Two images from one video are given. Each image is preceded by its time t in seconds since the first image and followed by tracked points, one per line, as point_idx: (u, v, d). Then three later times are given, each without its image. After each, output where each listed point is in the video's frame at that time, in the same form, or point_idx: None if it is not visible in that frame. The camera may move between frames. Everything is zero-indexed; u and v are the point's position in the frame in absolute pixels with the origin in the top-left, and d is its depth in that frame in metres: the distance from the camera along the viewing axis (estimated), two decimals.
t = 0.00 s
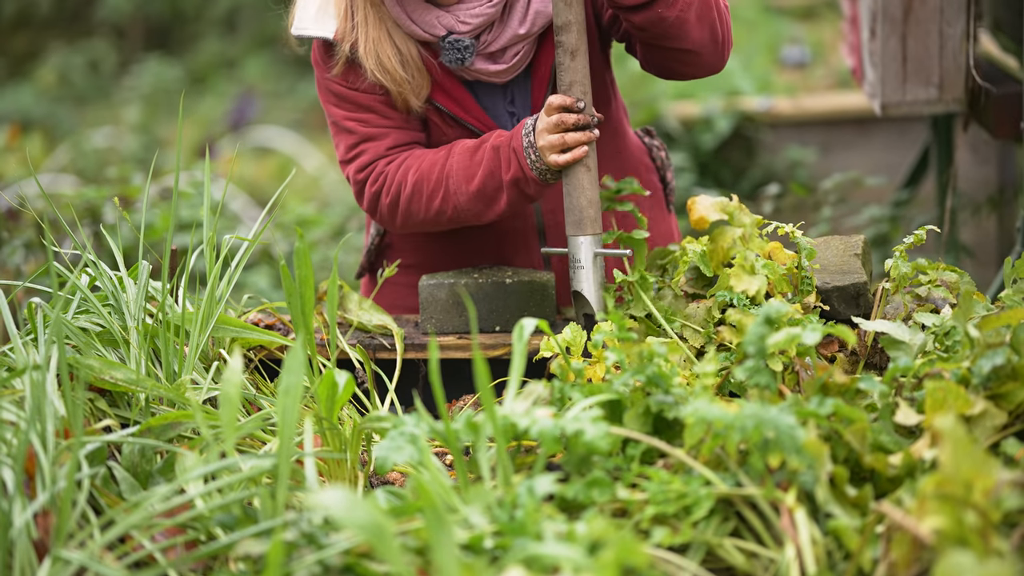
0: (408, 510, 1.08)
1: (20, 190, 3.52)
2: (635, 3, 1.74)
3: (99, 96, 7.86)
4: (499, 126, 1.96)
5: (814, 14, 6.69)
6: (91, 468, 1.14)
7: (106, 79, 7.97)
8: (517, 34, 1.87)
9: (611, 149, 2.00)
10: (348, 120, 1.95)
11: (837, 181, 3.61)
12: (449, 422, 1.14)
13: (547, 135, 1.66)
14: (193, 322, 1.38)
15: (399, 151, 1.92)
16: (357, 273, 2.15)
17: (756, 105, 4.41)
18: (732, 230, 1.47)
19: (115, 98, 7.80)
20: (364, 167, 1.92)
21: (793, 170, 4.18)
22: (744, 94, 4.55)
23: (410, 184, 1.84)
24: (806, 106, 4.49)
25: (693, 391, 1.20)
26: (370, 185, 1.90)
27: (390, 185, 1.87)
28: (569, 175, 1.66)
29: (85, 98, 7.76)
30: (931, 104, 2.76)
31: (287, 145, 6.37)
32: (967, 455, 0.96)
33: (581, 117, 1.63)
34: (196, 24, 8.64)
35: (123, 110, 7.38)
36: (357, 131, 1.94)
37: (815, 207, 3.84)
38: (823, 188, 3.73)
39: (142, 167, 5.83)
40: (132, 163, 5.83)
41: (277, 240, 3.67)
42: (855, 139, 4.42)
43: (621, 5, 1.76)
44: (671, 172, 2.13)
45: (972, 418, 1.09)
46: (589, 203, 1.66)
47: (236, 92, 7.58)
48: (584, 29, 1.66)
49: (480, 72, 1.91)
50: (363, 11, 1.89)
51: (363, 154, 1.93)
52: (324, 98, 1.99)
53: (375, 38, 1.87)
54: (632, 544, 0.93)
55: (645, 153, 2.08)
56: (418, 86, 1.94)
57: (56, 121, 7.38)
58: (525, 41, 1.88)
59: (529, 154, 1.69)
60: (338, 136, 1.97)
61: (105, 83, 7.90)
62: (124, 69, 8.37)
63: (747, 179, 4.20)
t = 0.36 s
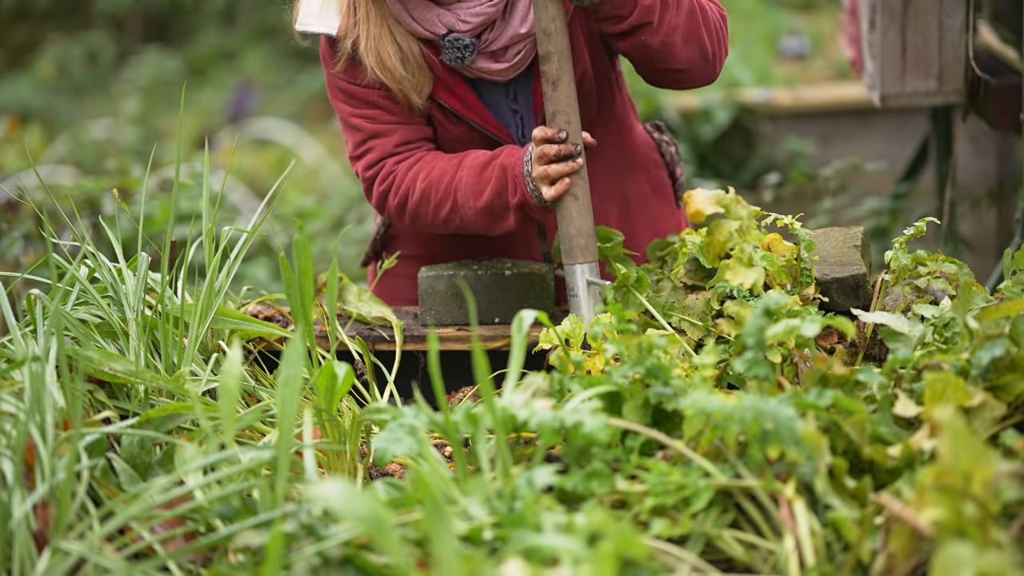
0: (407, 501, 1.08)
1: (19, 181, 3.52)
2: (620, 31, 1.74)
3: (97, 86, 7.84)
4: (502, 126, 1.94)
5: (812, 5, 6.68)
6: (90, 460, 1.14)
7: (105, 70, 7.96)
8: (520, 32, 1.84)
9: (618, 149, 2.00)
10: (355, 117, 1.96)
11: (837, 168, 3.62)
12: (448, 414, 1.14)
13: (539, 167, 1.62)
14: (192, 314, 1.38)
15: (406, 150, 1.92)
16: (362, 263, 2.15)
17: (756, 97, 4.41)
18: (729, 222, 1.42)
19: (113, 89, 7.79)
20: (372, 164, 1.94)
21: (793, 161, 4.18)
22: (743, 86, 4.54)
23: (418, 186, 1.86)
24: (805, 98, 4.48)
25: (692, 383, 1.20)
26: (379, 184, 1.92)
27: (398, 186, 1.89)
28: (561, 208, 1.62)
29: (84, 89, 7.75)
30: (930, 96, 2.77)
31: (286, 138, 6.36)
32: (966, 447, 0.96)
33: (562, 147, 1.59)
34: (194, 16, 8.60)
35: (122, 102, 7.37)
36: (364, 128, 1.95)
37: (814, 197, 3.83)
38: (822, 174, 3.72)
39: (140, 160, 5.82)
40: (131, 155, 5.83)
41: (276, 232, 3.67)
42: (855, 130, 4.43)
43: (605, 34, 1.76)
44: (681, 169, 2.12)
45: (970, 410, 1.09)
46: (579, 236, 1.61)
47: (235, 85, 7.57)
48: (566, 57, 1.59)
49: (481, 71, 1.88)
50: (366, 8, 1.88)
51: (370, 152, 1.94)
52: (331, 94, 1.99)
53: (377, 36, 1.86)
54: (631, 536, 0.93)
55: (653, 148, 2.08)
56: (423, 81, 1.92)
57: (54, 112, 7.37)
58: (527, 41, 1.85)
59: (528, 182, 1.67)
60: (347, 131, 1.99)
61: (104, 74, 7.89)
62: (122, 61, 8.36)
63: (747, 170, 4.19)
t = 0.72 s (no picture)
0: (407, 493, 1.08)
1: (18, 173, 3.52)
2: (636, 93, 1.71)
3: (97, 77, 7.83)
4: (504, 126, 1.90)
5: None
6: (90, 452, 1.14)
7: (104, 61, 7.95)
8: (529, 39, 1.77)
9: (626, 155, 1.99)
10: (359, 105, 1.92)
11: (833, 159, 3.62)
12: (448, 405, 1.14)
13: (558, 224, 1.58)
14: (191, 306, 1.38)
15: (411, 146, 1.89)
16: (363, 255, 2.15)
17: (755, 89, 4.40)
18: (729, 215, 1.38)
19: (112, 80, 7.78)
20: (376, 155, 1.91)
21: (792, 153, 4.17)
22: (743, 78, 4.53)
23: (423, 189, 1.83)
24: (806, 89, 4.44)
25: (692, 374, 1.20)
26: (381, 178, 1.89)
27: (402, 184, 1.86)
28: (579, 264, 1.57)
29: (83, 81, 7.75)
30: (930, 88, 2.77)
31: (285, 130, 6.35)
32: (965, 438, 0.96)
33: (587, 207, 1.55)
34: (193, 8, 8.59)
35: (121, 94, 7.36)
36: (368, 116, 1.92)
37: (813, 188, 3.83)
38: (818, 166, 3.74)
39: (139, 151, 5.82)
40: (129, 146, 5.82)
41: (275, 223, 3.68)
42: (854, 122, 4.38)
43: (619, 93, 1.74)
44: (685, 170, 2.11)
45: (970, 401, 1.09)
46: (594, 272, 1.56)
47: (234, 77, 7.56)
48: (591, 114, 1.56)
49: (488, 73, 1.82)
50: None
51: (374, 142, 1.91)
52: (338, 80, 1.96)
53: (385, 27, 1.81)
54: (630, 528, 0.93)
55: (659, 151, 2.07)
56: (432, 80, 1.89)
57: (53, 103, 7.37)
58: (536, 48, 1.78)
59: (543, 234, 1.63)
60: (351, 119, 1.96)
61: (103, 65, 7.88)
62: (122, 52, 8.35)
63: (746, 162, 4.17)
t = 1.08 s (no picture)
0: (399, 484, 1.08)
1: (9, 164, 3.51)
2: (642, 92, 1.77)
3: (88, 66, 7.77)
4: (499, 101, 1.90)
5: None
6: (82, 443, 1.14)
7: (95, 51, 7.90)
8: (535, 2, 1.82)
9: (617, 142, 1.99)
10: (336, 70, 1.86)
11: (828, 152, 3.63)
12: (441, 396, 1.14)
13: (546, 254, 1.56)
14: (183, 297, 1.39)
15: (383, 119, 1.83)
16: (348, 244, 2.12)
17: (747, 79, 4.40)
18: (721, 205, 1.48)
19: (103, 70, 7.73)
20: (344, 122, 1.84)
21: (785, 143, 4.18)
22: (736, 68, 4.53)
23: (389, 163, 1.77)
24: (797, 80, 4.51)
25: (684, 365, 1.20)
26: (345, 146, 1.83)
27: (366, 155, 1.80)
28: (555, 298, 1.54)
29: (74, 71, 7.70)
30: (922, 78, 2.77)
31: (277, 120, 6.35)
32: (956, 428, 0.96)
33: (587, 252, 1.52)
34: None
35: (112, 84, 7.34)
36: (344, 82, 1.85)
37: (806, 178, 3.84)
38: (813, 161, 3.75)
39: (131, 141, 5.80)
40: (121, 136, 5.80)
41: (267, 213, 3.67)
42: (846, 112, 4.44)
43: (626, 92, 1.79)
44: (670, 160, 2.13)
45: (961, 391, 1.09)
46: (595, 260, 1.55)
47: (227, 67, 7.54)
48: (601, 124, 1.56)
49: (489, 37, 1.85)
50: None
51: (345, 109, 1.84)
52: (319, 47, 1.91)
53: None
54: (623, 518, 0.93)
55: (645, 141, 2.08)
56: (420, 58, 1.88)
57: (43, 93, 7.33)
58: (538, 10, 1.83)
59: (512, 255, 1.61)
60: (325, 85, 1.89)
61: (94, 54, 7.82)
62: (112, 40, 8.29)
63: (737, 153, 4.10)
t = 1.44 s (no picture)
0: (387, 475, 1.08)
1: None
2: (644, 89, 1.76)
3: (72, 57, 7.70)
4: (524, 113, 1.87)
5: None
6: (68, 435, 1.13)
7: (80, 42, 7.83)
8: (564, 5, 1.71)
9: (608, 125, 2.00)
10: (389, 89, 1.66)
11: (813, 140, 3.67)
12: (428, 387, 1.14)
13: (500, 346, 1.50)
14: (170, 289, 1.38)
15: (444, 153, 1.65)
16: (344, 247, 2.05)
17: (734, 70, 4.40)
18: (709, 197, 1.50)
19: (88, 62, 7.68)
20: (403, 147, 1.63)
21: (771, 134, 4.19)
22: (723, 60, 4.54)
23: (457, 203, 1.59)
24: (783, 70, 4.50)
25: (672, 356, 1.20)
26: (403, 173, 1.62)
27: (429, 188, 1.61)
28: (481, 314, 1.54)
29: (59, 62, 7.63)
30: (908, 69, 2.78)
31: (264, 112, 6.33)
32: (943, 418, 0.96)
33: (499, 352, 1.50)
34: None
35: (98, 76, 7.31)
36: (400, 103, 1.65)
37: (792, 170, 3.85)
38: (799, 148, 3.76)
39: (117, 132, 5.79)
40: (107, 128, 5.77)
41: (254, 205, 3.67)
42: (832, 102, 4.46)
43: (628, 89, 1.77)
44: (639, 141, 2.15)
45: (948, 381, 1.09)
46: (596, 246, 1.54)
47: (214, 59, 7.52)
48: (611, 115, 1.55)
49: (522, 49, 1.73)
50: None
51: (404, 131, 1.64)
52: (360, 59, 1.68)
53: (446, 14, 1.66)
54: (610, 509, 0.92)
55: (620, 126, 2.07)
56: (445, 74, 1.76)
57: (27, 84, 7.28)
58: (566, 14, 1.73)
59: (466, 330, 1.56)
60: (365, 103, 1.67)
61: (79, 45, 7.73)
62: (96, 31, 8.22)
63: (725, 144, 4.19)
